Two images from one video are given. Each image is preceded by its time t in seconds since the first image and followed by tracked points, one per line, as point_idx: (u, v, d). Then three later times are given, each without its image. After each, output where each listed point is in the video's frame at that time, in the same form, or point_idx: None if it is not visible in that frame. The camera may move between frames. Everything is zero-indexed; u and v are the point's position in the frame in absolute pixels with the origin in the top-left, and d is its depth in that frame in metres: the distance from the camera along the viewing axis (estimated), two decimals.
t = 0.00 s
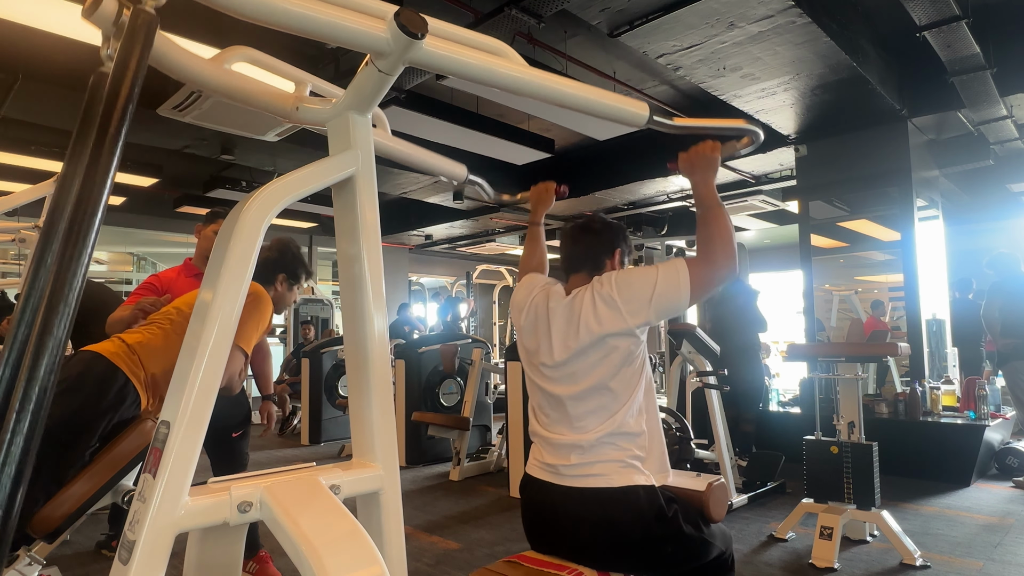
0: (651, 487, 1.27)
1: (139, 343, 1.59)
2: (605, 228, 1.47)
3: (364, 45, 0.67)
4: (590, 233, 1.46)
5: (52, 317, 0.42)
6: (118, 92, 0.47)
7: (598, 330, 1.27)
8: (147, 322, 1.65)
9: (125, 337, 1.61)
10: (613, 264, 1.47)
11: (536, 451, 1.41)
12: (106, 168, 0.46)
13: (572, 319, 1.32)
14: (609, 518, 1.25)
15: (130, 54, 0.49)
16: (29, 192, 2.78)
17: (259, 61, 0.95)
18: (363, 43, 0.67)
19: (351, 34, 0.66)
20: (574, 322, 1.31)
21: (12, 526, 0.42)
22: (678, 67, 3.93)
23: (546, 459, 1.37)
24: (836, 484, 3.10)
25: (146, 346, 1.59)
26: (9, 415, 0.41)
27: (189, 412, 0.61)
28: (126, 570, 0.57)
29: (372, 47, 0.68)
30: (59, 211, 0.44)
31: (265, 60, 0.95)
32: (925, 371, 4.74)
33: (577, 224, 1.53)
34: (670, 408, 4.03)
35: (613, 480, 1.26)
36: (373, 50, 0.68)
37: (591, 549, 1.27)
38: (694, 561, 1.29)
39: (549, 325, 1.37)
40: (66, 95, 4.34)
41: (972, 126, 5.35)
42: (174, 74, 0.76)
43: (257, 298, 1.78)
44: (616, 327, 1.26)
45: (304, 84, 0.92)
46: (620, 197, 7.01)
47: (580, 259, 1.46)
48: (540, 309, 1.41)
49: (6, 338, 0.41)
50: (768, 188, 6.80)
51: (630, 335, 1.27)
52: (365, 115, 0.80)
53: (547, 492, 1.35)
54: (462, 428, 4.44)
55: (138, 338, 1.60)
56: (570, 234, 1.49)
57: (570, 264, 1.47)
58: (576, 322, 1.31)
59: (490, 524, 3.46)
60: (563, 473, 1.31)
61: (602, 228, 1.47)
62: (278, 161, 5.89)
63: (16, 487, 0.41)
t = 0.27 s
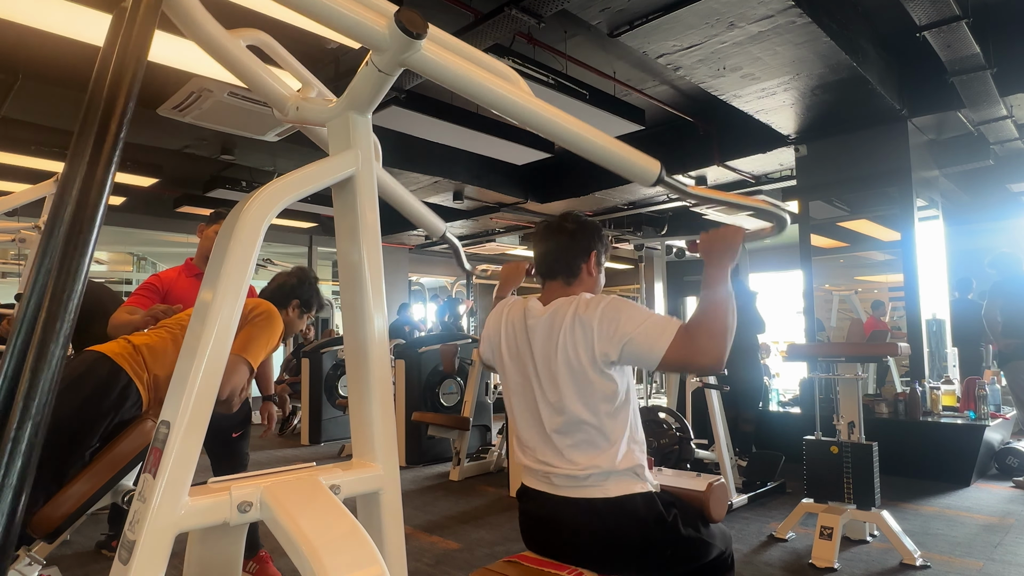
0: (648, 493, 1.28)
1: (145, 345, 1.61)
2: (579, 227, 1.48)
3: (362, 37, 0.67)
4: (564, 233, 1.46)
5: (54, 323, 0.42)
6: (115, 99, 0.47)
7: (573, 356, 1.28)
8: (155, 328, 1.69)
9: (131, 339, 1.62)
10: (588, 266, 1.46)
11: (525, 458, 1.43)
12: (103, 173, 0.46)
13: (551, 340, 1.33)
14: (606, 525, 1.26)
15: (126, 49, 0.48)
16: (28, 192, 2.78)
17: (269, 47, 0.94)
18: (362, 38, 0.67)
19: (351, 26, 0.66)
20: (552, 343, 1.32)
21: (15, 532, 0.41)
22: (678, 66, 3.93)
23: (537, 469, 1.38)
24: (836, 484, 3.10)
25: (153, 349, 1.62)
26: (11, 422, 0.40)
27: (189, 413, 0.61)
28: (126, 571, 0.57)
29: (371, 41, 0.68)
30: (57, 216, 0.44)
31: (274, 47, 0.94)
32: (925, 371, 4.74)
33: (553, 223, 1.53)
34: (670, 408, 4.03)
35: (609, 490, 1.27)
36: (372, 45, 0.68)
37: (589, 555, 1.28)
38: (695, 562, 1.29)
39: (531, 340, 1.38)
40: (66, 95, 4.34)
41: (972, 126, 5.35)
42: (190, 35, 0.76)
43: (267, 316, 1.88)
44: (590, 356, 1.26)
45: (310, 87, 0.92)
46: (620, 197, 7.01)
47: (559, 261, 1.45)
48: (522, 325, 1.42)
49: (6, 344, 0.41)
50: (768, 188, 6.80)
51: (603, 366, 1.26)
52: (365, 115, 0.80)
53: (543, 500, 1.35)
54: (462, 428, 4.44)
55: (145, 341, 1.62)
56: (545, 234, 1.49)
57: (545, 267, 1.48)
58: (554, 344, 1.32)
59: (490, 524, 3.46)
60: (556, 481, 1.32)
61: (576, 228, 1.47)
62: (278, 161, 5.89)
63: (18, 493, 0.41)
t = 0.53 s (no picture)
0: (647, 496, 1.28)
1: (149, 346, 1.61)
2: (580, 228, 1.46)
3: (360, 34, 0.68)
4: (566, 235, 1.45)
5: (58, 326, 0.42)
6: (119, 101, 0.47)
7: (564, 364, 1.27)
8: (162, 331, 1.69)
9: (136, 340, 1.63)
10: (588, 268, 1.46)
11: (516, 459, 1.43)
12: (107, 176, 0.46)
13: (544, 348, 1.32)
14: (603, 530, 1.26)
15: (129, 51, 0.49)
16: (29, 192, 2.78)
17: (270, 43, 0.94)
18: (361, 34, 0.68)
19: (350, 22, 0.66)
20: (545, 351, 1.31)
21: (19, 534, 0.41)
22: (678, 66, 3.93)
23: (533, 475, 1.38)
24: (836, 484, 3.10)
25: (158, 350, 1.62)
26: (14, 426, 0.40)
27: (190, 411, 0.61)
28: (126, 571, 0.57)
29: (369, 38, 0.68)
30: (62, 217, 0.44)
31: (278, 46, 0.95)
32: (925, 371, 4.74)
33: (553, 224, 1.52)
34: (670, 408, 4.03)
35: (607, 494, 1.27)
36: (371, 43, 0.69)
37: (588, 557, 1.28)
38: (695, 562, 1.29)
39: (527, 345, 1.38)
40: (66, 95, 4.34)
41: (972, 126, 5.35)
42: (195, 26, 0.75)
43: (274, 327, 1.88)
44: (581, 366, 1.25)
45: (312, 88, 0.92)
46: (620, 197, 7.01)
47: (558, 261, 1.45)
48: (518, 330, 1.42)
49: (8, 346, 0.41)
50: (768, 188, 6.80)
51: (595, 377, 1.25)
52: (365, 115, 0.80)
53: (542, 504, 1.35)
54: (462, 428, 4.44)
55: (150, 342, 1.62)
56: (546, 234, 1.49)
57: (545, 268, 1.47)
58: (547, 351, 1.31)
59: (490, 524, 3.46)
60: (554, 486, 1.33)
61: (576, 229, 1.46)
62: (278, 162, 5.89)
63: (24, 495, 0.41)
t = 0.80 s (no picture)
0: (651, 491, 1.28)
1: (151, 346, 1.61)
2: (597, 228, 1.48)
3: (363, 42, 0.67)
4: (582, 234, 1.46)
5: (49, 321, 0.42)
6: (113, 98, 0.47)
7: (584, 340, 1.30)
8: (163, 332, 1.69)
9: (138, 340, 1.63)
10: (604, 266, 1.47)
11: (531, 458, 1.43)
12: (101, 174, 0.46)
13: (560, 328, 1.35)
14: (605, 523, 1.26)
15: (125, 52, 0.48)
16: (28, 192, 2.78)
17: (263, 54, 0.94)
18: (363, 40, 0.67)
19: (351, 30, 0.66)
20: (562, 331, 1.34)
21: (11, 528, 0.42)
22: (678, 66, 3.93)
23: (541, 466, 1.38)
24: (836, 484, 3.10)
25: (160, 351, 1.62)
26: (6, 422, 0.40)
27: (190, 409, 0.61)
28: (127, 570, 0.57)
29: (371, 44, 0.68)
30: (55, 213, 0.44)
31: (269, 54, 0.94)
32: (925, 371, 4.74)
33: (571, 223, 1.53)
34: (670, 408, 4.03)
35: (612, 486, 1.27)
36: (373, 47, 0.68)
37: (591, 553, 1.27)
38: (695, 562, 1.29)
39: (540, 332, 1.40)
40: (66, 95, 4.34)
41: (972, 126, 5.35)
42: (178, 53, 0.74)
43: (276, 332, 1.88)
44: (602, 337, 1.28)
45: (307, 85, 0.92)
46: (620, 197, 7.01)
47: (574, 259, 1.46)
48: (532, 319, 1.44)
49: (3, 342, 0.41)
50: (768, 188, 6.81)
51: (617, 347, 1.28)
52: (365, 115, 0.80)
53: (546, 497, 1.35)
54: (462, 428, 4.44)
55: (152, 342, 1.63)
56: (562, 233, 1.49)
57: (561, 266, 1.48)
58: (565, 332, 1.33)
59: (490, 524, 3.46)
60: (560, 478, 1.33)
61: (593, 228, 1.47)
62: (278, 162, 5.89)
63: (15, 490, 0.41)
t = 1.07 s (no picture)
0: (655, 485, 1.27)
1: (150, 346, 1.61)
2: (627, 238, 1.47)
3: (365, 48, 0.67)
4: (613, 242, 1.46)
5: (58, 316, 0.42)
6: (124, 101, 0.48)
7: (607, 315, 1.28)
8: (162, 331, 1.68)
9: (136, 340, 1.62)
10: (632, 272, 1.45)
11: (546, 448, 1.40)
12: (111, 174, 0.46)
13: (581, 307, 1.34)
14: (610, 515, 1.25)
15: (133, 62, 0.50)
16: (28, 192, 2.78)
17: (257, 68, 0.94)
18: (364, 46, 0.67)
19: (350, 38, 0.66)
20: (583, 310, 1.32)
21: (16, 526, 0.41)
22: (678, 67, 3.93)
23: (552, 456, 1.36)
24: (836, 484, 3.10)
25: (158, 351, 1.62)
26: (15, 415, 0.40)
27: (190, 410, 0.61)
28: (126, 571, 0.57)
29: (373, 50, 0.68)
30: (64, 213, 0.44)
31: (267, 64, 0.95)
32: (925, 371, 4.74)
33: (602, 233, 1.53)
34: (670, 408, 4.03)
35: (620, 478, 1.25)
36: (374, 53, 0.68)
37: (592, 550, 1.28)
38: (695, 563, 1.29)
39: (560, 315, 1.38)
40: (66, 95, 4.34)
41: (972, 126, 5.35)
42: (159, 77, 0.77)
43: (272, 324, 1.87)
44: (624, 309, 1.27)
45: (302, 83, 0.92)
46: (621, 197, 7.01)
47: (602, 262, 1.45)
48: (551, 304, 1.43)
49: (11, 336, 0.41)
50: (768, 188, 6.81)
51: (640, 316, 1.27)
52: (365, 115, 0.79)
53: (552, 490, 1.34)
54: (462, 428, 4.44)
55: (150, 342, 1.62)
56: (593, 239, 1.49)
57: (590, 268, 1.48)
58: (586, 311, 1.32)
59: (490, 524, 3.46)
60: (570, 469, 1.31)
61: (624, 237, 1.47)
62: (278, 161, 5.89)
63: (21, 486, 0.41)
